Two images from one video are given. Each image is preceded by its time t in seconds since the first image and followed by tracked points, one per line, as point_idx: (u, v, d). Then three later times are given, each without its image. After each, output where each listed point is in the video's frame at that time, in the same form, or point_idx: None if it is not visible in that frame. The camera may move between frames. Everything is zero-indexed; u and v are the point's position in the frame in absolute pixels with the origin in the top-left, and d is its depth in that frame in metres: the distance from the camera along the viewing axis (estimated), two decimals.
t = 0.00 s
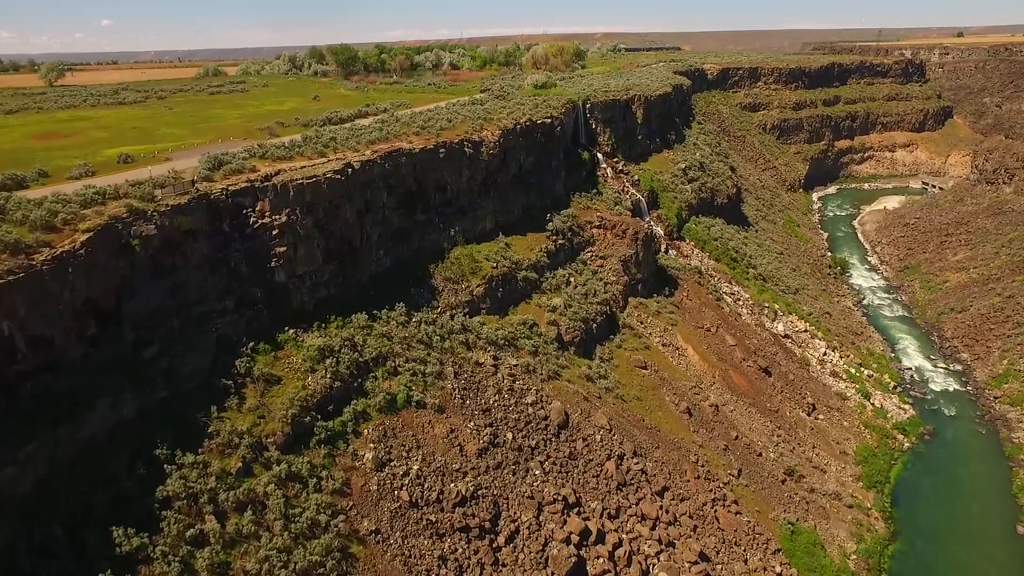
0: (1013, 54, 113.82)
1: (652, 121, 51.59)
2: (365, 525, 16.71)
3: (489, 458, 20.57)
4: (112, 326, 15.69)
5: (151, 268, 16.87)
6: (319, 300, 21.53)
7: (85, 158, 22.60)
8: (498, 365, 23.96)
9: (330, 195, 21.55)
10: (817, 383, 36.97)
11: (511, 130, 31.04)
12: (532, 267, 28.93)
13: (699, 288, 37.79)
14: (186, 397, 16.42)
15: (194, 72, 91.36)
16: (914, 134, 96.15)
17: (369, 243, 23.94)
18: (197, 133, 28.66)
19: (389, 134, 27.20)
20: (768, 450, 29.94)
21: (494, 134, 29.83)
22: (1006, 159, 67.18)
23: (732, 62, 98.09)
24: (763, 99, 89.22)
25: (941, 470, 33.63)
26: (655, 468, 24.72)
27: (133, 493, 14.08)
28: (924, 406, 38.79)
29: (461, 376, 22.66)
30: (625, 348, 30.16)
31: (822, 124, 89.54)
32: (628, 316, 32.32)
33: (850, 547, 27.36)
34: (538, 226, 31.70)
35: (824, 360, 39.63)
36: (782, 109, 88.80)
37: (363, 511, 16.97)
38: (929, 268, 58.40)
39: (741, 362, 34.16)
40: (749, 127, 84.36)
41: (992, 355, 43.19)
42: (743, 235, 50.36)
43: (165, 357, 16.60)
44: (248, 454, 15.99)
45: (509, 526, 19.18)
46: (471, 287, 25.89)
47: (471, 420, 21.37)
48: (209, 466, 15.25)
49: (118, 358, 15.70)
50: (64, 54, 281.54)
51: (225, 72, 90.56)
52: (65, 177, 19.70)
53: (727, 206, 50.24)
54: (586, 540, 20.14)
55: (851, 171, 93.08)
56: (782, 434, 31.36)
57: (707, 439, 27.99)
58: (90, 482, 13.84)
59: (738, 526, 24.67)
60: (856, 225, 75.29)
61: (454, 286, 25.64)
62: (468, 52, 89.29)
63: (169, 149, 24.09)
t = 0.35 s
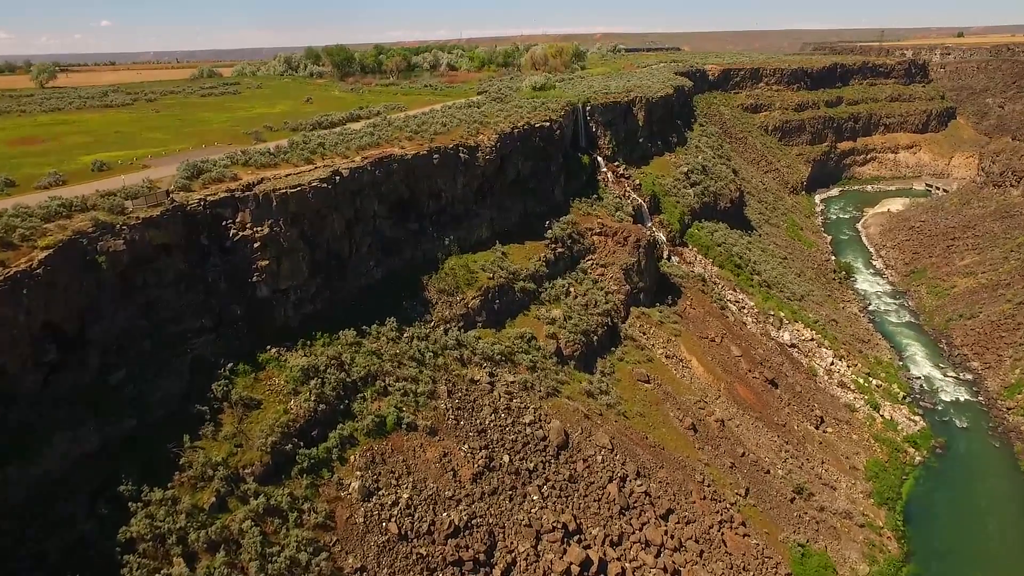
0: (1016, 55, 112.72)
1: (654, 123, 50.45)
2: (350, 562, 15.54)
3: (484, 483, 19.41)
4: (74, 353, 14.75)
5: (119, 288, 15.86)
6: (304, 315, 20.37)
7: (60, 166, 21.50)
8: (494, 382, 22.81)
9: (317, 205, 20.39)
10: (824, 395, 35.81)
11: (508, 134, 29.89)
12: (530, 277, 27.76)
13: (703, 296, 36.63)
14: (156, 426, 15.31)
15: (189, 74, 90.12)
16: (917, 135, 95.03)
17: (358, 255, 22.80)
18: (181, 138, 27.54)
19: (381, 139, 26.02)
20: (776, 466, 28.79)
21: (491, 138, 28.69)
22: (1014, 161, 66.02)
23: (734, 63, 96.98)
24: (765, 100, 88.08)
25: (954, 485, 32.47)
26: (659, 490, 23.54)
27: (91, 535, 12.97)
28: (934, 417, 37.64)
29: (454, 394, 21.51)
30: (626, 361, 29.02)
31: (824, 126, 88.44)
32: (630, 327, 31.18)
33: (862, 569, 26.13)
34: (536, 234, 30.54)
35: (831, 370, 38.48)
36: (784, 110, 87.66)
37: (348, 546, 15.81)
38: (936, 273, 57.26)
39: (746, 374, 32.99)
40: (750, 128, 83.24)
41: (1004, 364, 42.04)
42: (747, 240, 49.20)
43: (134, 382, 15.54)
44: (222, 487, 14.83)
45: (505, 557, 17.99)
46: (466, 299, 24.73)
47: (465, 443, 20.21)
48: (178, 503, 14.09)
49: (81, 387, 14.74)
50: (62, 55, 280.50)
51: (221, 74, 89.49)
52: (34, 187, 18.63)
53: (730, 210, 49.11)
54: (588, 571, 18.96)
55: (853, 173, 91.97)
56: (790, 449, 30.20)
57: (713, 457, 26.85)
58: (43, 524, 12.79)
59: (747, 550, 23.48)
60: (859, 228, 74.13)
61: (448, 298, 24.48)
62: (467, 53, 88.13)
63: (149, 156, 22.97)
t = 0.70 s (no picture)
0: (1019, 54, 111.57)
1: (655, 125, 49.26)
2: None
3: (477, 512, 18.24)
4: (30, 380, 13.54)
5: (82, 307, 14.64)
6: (286, 333, 19.23)
7: (29, 173, 20.33)
8: (489, 402, 21.65)
9: (301, 216, 19.23)
10: (832, 407, 34.63)
11: (504, 138, 28.72)
12: (528, 288, 26.58)
13: (707, 305, 35.47)
14: (120, 459, 14.19)
15: (182, 75, 88.84)
16: (920, 136, 93.86)
17: (345, 267, 21.64)
18: (163, 143, 26.37)
19: (370, 144, 24.83)
20: (784, 484, 27.59)
21: (487, 143, 27.52)
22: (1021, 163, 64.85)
23: (735, 63, 95.81)
24: (767, 101, 86.89)
25: (968, 502, 31.29)
26: (663, 513, 22.33)
27: None
28: (946, 429, 36.46)
29: (447, 415, 20.35)
30: (628, 375, 27.88)
31: (827, 127, 87.29)
32: (632, 339, 30.03)
33: None
34: (534, 242, 29.36)
35: (839, 380, 37.31)
36: (786, 111, 86.49)
37: None
38: (943, 277, 56.09)
39: (752, 386, 31.82)
40: (752, 129, 82.06)
41: (1015, 373, 40.89)
42: (750, 245, 48.02)
43: (97, 411, 14.38)
44: (191, 527, 13.68)
45: None
46: (460, 312, 23.56)
47: (457, 468, 19.04)
48: (141, 546, 12.96)
49: (37, 418, 13.56)
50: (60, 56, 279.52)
51: (216, 75, 88.35)
52: None
53: (733, 214, 47.93)
54: None
55: (856, 174, 90.82)
56: (798, 466, 28.98)
57: (719, 476, 25.67)
58: None
59: None
60: (863, 230, 72.98)
61: (441, 311, 23.32)
62: (465, 53, 86.91)
63: (125, 163, 21.79)
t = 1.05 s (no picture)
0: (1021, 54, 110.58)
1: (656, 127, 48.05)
2: None
3: (469, 545, 17.06)
4: None
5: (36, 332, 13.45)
6: (265, 353, 18.04)
7: None
8: (482, 423, 20.48)
9: (280, 228, 18.03)
10: (840, 419, 33.42)
11: (500, 143, 27.52)
12: (524, 299, 25.38)
13: (710, 314, 34.29)
14: (74, 499, 13.14)
15: (175, 76, 87.46)
16: (923, 137, 92.79)
17: (329, 281, 20.45)
18: (141, 148, 25.16)
19: (358, 149, 23.62)
20: (792, 503, 26.39)
21: (481, 147, 26.32)
22: None
23: (735, 64, 94.65)
24: (768, 101, 85.73)
25: (982, 519, 30.07)
26: (667, 539, 21.12)
27: None
28: (957, 441, 35.30)
29: (437, 439, 19.17)
30: (629, 390, 26.70)
31: (828, 128, 86.17)
32: (632, 351, 28.86)
33: None
34: (531, 251, 28.17)
35: (846, 391, 36.15)
36: (787, 112, 85.31)
37: None
38: (949, 282, 54.97)
39: (758, 400, 30.63)
40: (753, 131, 80.91)
41: None
42: (753, 250, 46.84)
43: (50, 445, 13.30)
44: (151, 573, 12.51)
45: None
46: (452, 327, 22.38)
47: (447, 496, 17.86)
48: None
49: None
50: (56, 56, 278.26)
51: (210, 75, 87.09)
52: None
53: (736, 218, 46.76)
54: None
55: (858, 176, 89.71)
56: (806, 483, 27.70)
57: (724, 496, 24.48)
58: None
59: None
60: (866, 233, 71.85)
61: (431, 327, 22.15)
62: (462, 53, 85.75)
63: (97, 170, 20.58)
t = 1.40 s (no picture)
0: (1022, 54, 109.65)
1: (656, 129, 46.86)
2: None
3: None
4: None
5: None
6: (241, 375, 16.82)
7: None
8: (474, 446, 19.30)
9: (258, 241, 16.82)
10: (848, 433, 32.21)
11: (494, 147, 26.31)
12: (520, 312, 24.20)
13: (713, 323, 33.11)
14: (22, 544, 11.93)
15: (167, 77, 86.26)
16: (925, 138, 91.72)
17: (313, 296, 19.29)
18: (117, 154, 23.96)
19: (344, 155, 22.41)
20: (801, 524, 25.17)
21: (475, 152, 25.13)
22: None
23: (736, 64, 93.47)
24: (769, 102, 84.59)
25: (998, 537, 28.87)
26: (671, 568, 19.93)
27: None
28: (969, 454, 34.15)
29: (426, 465, 17.99)
30: (629, 406, 25.52)
31: (830, 128, 85.05)
32: (633, 364, 27.68)
33: None
34: (527, 261, 26.97)
35: (854, 402, 34.98)
36: (789, 112, 84.12)
37: None
38: (956, 286, 53.85)
39: (764, 413, 29.44)
40: (754, 132, 79.74)
41: None
42: (756, 255, 45.65)
43: None
44: None
45: None
46: (444, 343, 21.19)
47: (436, 528, 16.68)
48: None
49: None
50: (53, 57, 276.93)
51: (203, 77, 85.86)
52: None
53: (738, 222, 45.61)
54: None
55: (860, 177, 88.58)
56: (815, 503, 26.40)
57: (731, 519, 23.29)
58: None
59: None
60: (869, 235, 70.71)
61: (422, 342, 20.95)
62: (459, 53, 84.57)
63: (64, 179, 19.37)
